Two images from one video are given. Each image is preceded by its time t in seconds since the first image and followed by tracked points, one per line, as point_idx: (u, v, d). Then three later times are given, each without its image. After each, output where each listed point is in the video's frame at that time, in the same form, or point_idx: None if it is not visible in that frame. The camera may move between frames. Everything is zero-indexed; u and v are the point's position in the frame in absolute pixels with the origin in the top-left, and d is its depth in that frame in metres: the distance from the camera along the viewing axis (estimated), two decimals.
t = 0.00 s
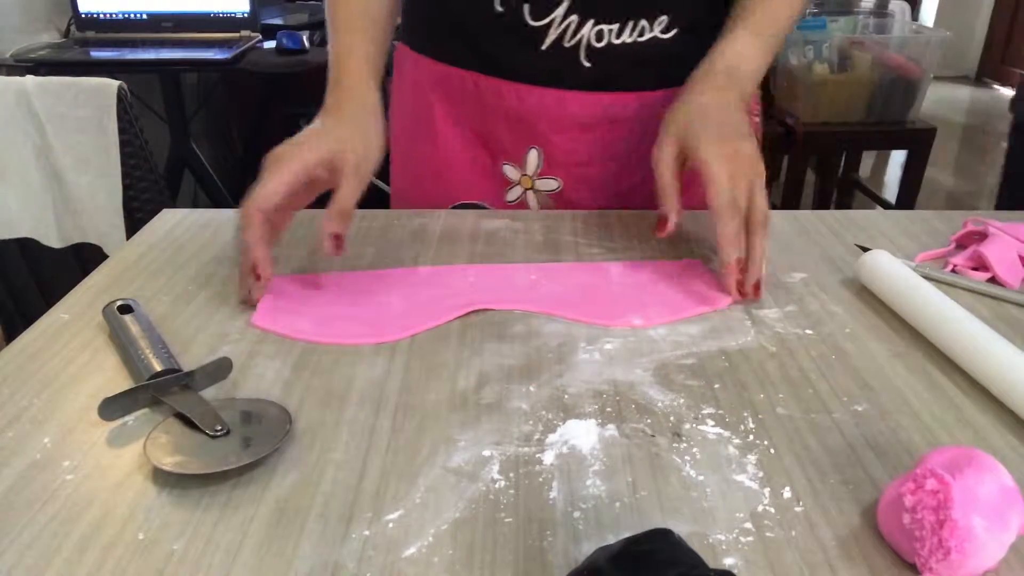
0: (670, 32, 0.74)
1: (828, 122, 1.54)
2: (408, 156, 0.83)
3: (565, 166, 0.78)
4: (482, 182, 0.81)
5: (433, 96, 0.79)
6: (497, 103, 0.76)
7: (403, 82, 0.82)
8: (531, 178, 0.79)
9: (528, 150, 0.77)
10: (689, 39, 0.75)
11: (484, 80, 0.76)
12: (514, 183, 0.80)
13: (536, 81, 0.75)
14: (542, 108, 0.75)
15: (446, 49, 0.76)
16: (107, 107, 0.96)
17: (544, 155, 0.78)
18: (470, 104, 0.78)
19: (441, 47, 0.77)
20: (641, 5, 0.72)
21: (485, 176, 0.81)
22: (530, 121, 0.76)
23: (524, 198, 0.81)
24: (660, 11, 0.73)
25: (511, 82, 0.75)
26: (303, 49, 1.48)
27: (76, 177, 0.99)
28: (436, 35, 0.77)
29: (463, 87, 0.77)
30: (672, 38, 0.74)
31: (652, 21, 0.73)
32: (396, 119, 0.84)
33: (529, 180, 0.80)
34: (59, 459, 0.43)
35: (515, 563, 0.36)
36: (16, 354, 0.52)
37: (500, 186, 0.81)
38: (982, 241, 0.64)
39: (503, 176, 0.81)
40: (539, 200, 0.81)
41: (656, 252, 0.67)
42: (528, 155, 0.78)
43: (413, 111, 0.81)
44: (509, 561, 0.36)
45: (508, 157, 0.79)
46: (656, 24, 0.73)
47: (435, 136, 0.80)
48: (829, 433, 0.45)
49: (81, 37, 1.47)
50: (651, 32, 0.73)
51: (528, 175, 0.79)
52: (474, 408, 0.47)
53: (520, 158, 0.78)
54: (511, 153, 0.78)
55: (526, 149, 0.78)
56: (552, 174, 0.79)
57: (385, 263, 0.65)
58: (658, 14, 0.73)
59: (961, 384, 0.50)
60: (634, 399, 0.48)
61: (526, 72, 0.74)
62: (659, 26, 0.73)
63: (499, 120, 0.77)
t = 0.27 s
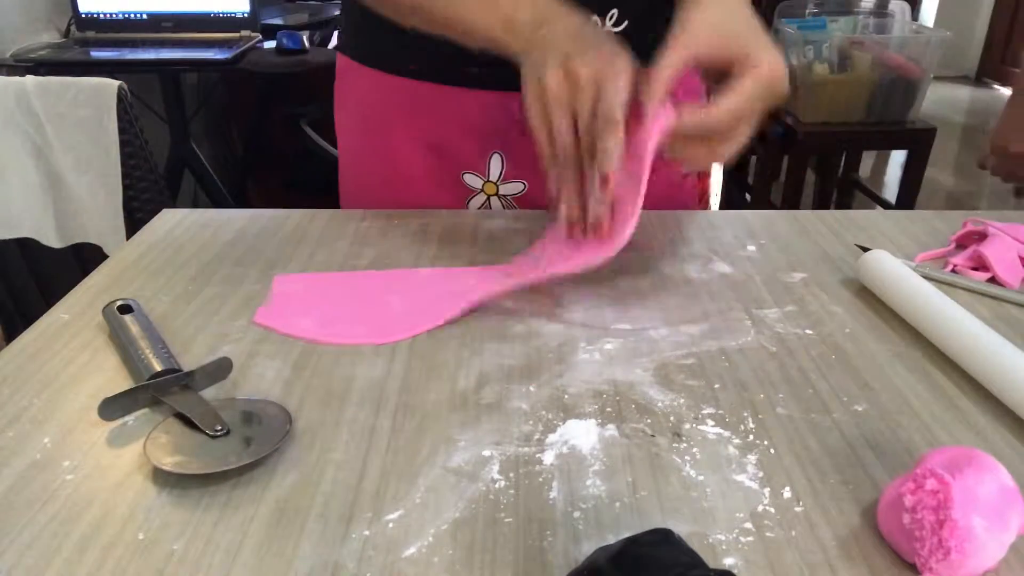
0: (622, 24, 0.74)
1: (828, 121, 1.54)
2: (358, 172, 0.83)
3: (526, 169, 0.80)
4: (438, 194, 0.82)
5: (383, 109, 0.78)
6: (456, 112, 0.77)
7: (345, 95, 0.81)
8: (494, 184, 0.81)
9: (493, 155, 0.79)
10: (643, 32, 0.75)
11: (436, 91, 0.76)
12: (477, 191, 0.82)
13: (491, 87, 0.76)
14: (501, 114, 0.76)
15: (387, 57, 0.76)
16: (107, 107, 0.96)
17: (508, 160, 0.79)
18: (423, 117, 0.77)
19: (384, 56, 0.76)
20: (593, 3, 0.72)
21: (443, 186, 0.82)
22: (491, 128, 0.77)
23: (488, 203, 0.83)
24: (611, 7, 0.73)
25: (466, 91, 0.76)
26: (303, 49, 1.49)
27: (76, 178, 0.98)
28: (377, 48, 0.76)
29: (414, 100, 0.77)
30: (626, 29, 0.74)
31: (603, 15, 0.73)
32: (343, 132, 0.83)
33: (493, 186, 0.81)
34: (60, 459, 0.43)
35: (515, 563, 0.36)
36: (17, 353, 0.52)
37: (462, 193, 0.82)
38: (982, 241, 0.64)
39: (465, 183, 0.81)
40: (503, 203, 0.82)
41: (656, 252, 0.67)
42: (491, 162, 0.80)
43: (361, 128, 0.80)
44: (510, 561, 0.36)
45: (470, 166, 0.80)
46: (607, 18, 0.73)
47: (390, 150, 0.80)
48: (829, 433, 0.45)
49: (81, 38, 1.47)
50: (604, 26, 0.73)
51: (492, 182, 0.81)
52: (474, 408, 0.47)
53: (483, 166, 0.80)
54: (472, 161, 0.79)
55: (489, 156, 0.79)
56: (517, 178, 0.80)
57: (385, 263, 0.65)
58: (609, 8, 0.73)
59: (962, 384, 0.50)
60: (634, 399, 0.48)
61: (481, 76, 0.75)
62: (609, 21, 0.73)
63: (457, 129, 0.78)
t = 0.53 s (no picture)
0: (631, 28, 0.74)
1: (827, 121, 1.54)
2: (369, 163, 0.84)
3: (530, 168, 0.79)
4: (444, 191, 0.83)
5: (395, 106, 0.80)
6: (459, 107, 0.77)
7: (359, 91, 0.83)
8: (498, 182, 0.80)
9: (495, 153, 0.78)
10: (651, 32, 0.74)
11: (442, 86, 0.77)
12: (480, 189, 0.82)
13: (494, 84, 0.75)
14: (503, 112, 0.76)
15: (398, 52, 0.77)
16: (107, 108, 0.97)
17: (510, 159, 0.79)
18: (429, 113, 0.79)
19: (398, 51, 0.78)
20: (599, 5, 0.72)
21: (450, 183, 0.83)
22: (493, 125, 0.77)
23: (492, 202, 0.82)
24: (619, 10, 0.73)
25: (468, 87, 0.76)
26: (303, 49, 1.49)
27: (77, 179, 0.98)
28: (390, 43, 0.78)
29: (422, 97, 0.78)
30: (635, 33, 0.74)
31: (612, 18, 0.73)
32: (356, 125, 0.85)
33: (496, 185, 0.81)
34: (59, 459, 0.43)
35: (515, 563, 0.36)
36: (17, 353, 0.52)
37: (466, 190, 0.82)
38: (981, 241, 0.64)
39: (469, 181, 0.81)
40: (507, 203, 0.82)
41: (655, 252, 0.67)
42: (493, 160, 0.79)
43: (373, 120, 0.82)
44: (510, 562, 0.36)
45: (473, 163, 0.80)
46: (617, 22, 0.73)
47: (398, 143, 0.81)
48: (829, 433, 0.45)
49: (82, 38, 1.46)
50: (612, 30, 0.73)
51: (495, 181, 0.80)
52: (474, 408, 0.47)
53: (485, 163, 0.79)
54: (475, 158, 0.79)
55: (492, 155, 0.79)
56: (519, 178, 0.80)
57: (385, 263, 0.65)
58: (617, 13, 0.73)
59: (962, 384, 0.50)
60: (634, 399, 0.48)
61: (483, 74, 0.75)
62: (619, 24, 0.73)
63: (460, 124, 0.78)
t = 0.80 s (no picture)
0: (627, 30, 0.74)
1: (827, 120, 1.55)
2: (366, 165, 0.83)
3: (529, 168, 0.79)
4: (443, 192, 0.82)
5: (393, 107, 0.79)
6: (458, 107, 0.77)
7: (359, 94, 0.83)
8: (497, 183, 0.80)
9: (494, 154, 0.78)
10: (643, 35, 0.75)
11: (440, 88, 0.77)
12: (480, 190, 0.81)
13: (493, 85, 0.76)
14: (503, 113, 0.76)
15: (394, 54, 0.77)
16: (107, 108, 0.96)
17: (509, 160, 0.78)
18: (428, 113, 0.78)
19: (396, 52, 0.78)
20: (595, 6, 0.72)
21: (448, 184, 0.81)
22: (493, 126, 0.77)
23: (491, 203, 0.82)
24: (614, 11, 0.73)
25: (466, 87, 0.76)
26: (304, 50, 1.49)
27: (77, 179, 0.98)
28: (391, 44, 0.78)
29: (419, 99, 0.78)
30: (630, 35, 0.75)
31: (607, 20, 0.73)
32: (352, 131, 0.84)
33: (495, 185, 0.80)
34: (60, 459, 0.43)
35: (515, 563, 0.36)
36: (17, 353, 0.52)
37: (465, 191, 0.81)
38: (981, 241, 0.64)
39: (468, 182, 0.81)
40: (506, 204, 0.82)
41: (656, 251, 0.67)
42: (492, 161, 0.79)
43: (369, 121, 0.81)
44: (509, 562, 0.36)
45: (472, 164, 0.79)
46: (612, 23, 0.74)
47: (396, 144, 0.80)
48: (829, 433, 0.45)
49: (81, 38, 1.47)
50: (608, 31, 0.74)
51: (494, 181, 0.80)
52: (474, 408, 0.47)
53: (484, 164, 0.79)
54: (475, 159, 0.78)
55: (493, 155, 0.78)
56: (518, 178, 0.79)
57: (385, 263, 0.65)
58: (612, 14, 0.73)
59: (963, 384, 0.50)
60: (634, 398, 0.48)
61: (480, 76, 0.75)
62: (615, 25, 0.74)
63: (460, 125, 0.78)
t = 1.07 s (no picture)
0: (611, 38, 0.74)
1: (828, 121, 1.54)
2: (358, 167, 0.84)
3: (518, 170, 0.80)
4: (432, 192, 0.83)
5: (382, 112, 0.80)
6: (446, 113, 0.77)
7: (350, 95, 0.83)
8: (486, 184, 0.81)
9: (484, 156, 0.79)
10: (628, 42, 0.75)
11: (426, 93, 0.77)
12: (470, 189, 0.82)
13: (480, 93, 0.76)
14: (490, 118, 0.77)
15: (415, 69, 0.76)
16: (107, 107, 0.97)
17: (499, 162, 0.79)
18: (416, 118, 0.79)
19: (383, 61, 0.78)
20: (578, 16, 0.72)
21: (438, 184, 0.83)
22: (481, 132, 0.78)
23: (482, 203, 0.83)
24: (598, 20, 0.73)
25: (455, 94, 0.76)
26: (304, 49, 1.49)
27: (77, 178, 0.98)
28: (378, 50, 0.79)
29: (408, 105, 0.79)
30: (614, 43, 0.74)
31: (591, 30, 0.73)
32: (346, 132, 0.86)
33: (485, 186, 0.81)
34: (60, 458, 0.43)
35: (515, 563, 0.36)
36: (17, 353, 0.52)
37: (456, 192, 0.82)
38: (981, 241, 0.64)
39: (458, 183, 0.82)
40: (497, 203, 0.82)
41: (656, 251, 0.67)
42: (482, 163, 0.80)
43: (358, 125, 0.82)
44: (510, 562, 0.36)
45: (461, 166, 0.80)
46: (595, 32, 0.73)
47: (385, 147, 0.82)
48: (828, 433, 0.45)
49: (81, 38, 1.47)
50: (591, 41, 0.73)
51: (483, 182, 0.81)
52: (474, 408, 0.47)
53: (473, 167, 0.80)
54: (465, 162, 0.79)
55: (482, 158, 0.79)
56: (508, 179, 0.80)
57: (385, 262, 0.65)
58: (596, 23, 0.73)
59: (963, 384, 0.50)
60: (634, 398, 0.48)
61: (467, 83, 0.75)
62: (598, 34, 0.73)
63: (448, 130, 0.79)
